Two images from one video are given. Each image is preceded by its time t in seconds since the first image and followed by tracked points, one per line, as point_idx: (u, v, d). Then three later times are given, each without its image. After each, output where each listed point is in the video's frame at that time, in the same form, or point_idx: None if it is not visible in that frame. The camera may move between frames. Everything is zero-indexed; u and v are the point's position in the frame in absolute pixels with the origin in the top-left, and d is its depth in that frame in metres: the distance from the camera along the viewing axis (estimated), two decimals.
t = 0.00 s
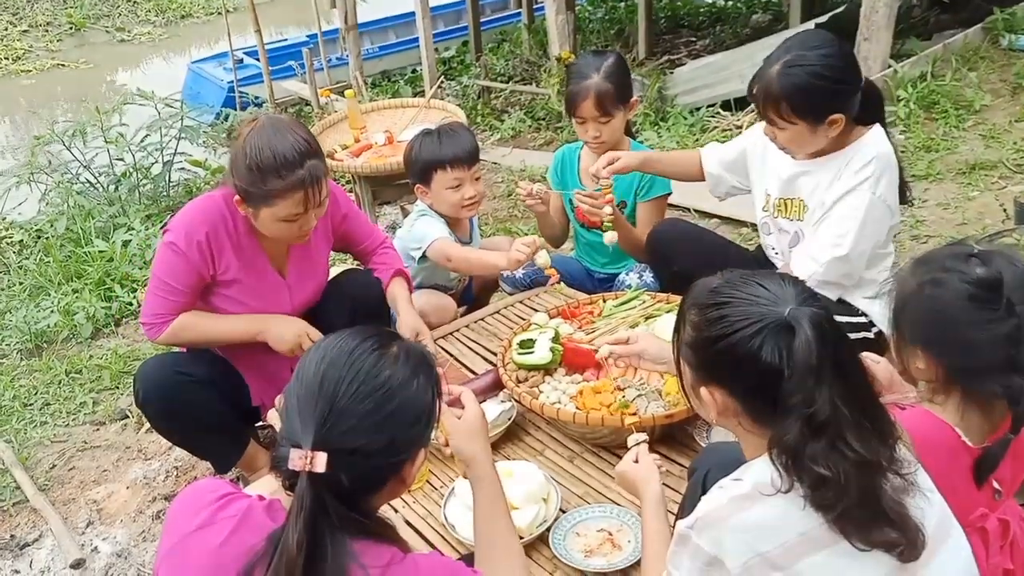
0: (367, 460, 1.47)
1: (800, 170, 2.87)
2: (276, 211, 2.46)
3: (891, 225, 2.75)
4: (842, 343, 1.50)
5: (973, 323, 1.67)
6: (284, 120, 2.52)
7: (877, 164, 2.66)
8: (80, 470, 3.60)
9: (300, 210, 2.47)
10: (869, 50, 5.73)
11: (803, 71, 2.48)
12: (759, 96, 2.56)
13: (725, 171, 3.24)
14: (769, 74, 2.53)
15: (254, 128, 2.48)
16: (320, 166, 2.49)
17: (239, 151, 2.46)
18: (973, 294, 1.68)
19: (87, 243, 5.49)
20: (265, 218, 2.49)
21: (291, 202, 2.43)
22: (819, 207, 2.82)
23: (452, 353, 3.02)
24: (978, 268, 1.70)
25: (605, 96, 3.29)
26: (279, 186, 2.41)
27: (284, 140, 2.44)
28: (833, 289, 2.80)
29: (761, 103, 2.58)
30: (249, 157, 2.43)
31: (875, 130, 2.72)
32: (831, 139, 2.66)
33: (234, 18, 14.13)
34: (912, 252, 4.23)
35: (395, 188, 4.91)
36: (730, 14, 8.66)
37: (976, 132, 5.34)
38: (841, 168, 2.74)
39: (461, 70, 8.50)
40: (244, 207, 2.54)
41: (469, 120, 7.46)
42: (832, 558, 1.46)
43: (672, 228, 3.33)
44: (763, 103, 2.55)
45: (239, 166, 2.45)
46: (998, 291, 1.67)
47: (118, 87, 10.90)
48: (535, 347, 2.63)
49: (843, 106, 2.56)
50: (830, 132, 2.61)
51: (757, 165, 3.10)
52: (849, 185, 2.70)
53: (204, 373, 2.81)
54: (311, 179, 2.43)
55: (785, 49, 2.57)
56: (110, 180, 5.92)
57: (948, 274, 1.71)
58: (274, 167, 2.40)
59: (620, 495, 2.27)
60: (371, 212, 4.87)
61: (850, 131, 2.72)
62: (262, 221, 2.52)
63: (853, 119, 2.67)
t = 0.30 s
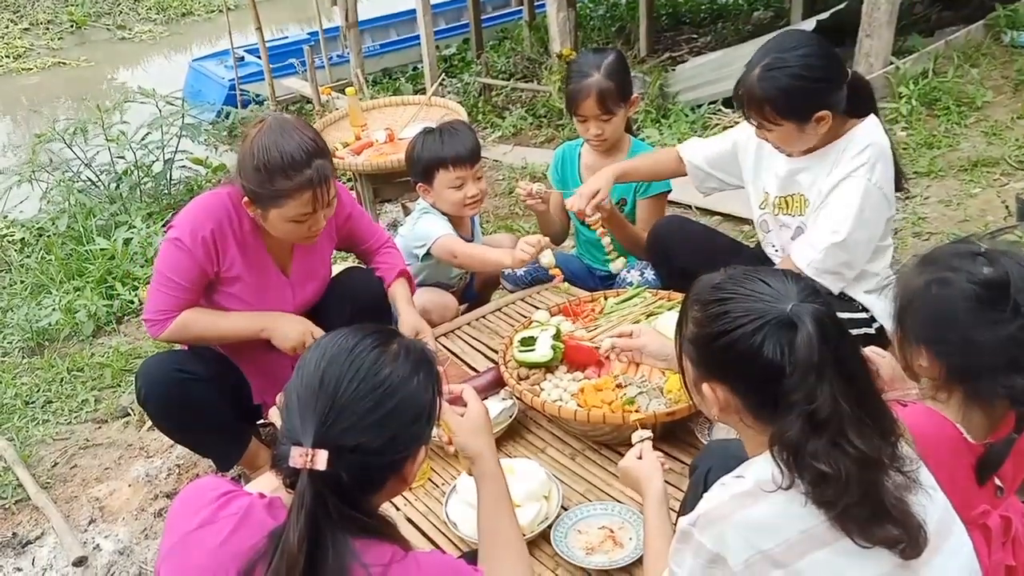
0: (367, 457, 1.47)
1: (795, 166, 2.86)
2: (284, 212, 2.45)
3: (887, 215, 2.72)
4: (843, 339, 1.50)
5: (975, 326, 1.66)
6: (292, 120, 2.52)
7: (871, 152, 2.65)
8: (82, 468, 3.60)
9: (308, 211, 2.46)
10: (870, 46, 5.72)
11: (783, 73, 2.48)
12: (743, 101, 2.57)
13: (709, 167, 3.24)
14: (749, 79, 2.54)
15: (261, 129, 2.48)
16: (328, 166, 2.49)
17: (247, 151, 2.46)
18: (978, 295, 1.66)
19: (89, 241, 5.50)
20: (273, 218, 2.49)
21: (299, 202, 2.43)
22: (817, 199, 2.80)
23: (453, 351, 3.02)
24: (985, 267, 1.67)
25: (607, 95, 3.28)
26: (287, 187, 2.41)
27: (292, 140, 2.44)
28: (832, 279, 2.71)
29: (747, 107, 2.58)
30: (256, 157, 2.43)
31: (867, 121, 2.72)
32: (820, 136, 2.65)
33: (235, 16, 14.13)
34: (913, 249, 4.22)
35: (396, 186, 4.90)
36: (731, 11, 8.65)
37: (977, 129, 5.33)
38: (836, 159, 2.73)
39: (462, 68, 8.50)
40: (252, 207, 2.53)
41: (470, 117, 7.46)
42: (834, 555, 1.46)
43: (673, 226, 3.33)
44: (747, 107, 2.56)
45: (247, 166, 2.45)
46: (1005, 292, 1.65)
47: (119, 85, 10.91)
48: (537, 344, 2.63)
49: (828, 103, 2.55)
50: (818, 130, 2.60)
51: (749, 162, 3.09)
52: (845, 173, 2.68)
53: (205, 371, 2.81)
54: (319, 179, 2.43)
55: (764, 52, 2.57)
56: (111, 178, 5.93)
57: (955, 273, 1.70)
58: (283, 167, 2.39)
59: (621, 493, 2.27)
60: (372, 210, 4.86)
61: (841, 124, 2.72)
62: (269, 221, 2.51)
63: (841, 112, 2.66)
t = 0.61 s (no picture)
0: (366, 455, 1.47)
1: (791, 166, 2.86)
2: (293, 213, 2.46)
3: (886, 209, 2.72)
4: (844, 338, 1.50)
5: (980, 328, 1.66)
6: (300, 121, 2.52)
7: (867, 146, 2.66)
8: (82, 467, 3.60)
9: (316, 213, 2.47)
10: (871, 45, 5.73)
11: (769, 69, 2.50)
12: (731, 99, 2.58)
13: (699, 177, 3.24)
14: (738, 76, 2.55)
15: (269, 130, 2.48)
16: (336, 166, 2.48)
17: (255, 154, 2.46)
18: (983, 298, 1.66)
19: (89, 240, 5.49)
20: (280, 220, 2.50)
21: (308, 203, 2.43)
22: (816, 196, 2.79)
23: (454, 350, 3.02)
24: (991, 269, 1.67)
25: (610, 97, 3.28)
26: (297, 189, 2.41)
27: (300, 142, 2.43)
28: (841, 277, 2.71)
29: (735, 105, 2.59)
30: (265, 159, 2.43)
31: (857, 116, 2.74)
32: (813, 131, 2.65)
33: (234, 15, 14.12)
34: (914, 248, 4.22)
35: (397, 185, 4.88)
36: (731, 10, 8.64)
37: (978, 128, 5.33)
38: (831, 155, 2.74)
39: (463, 67, 8.50)
40: (258, 208, 2.54)
41: (470, 116, 7.46)
42: (835, 555, 1.46)
43: (674, 225, 3.33)
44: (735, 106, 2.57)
45: (255, 167, 2.45)
46: (1010, 295, 1.65)
47: (118, 84, 10.90)
48: (538, 344, 2.63)
49: (818, 96, 2.55)
50: (808, 124, 2.60)
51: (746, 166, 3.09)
52: (842, 168, 2.68)
53: (207, 371, 2.81)
54: (327, 181, 2.43)
55: (751, 50, 2.59)
56: (111, 177, 5.93)
57: (960, 275, 1.69)
58: (291, 169, 2.39)
59: (622, 492, 2.28)
60: (372, 209, 4.86)
61: (833, 120, 2.72)
62: (278, 223, 2.52)
63: (833, 107, 2.67)
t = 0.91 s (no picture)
0: (364, 455, 1.46)
1: (784, 171, 2.85)
2: (291, 211, 2.45)
3: (881, 206, 2.73)
4: (845, 338, 1.50)
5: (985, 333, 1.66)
6: (298, 120, 2.52)
7: (858, 145, 2.67)
8: (81, 467, 3.60)
9: (315, 211, 2.46)
10: (870, 45, 5.73)
11: (755, 68, 2.53)
12: (720, 100, 2.61)
13: (689, 191, 3.23)
14: (725, 76, 2.59)
15: (268, 129, 2.47)
16: (335, 165, 2.48)
17: (254, 152, 2.45)
18: (986, 302, 1.67)
19: (87, 240, 5.49)
20: (280, 219, 2.49)
21: (306, 202, 2.43)
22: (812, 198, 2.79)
23: (454, 350, 3.01)
24: (995, 273, 1.67)
25: (608, 99, 3.27)
26: (296, 187, 2.40)
27: (299, 140, 2.43)
28: (845, 277, 2.69)
29: (723, 105, 2.62)
30: (264, 157, 2.42)
31: (843, 115, 2.75)
32: (801, 129, 2.67)
33: (233, 14, 14.10)
34: (913, 248, 4.22)
35: (396, 185, 4.89)
36: (730, 10, 8.65)
37: (977, 128, 5.34)
38: (823, 156, 2.73)
39: (461, 66, 8.50)
40: (257, 207, 2.53)
41: (469, 116, 7.46)
42: (836, 556, 1.46)
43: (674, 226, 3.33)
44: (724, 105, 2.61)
45: (254, 165, 2.44)
46: (1014, 299, 1.65)
47: (117, 84, 10.89)
48: (537, 344, 2.63)
49: (804, 93, 2.57)
50: (795, 122, 2.62)
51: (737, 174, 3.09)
52: (838, 168, 2.68)
53: (206, 369, 2.81)
54: (326, 179, 2.43)
55: (737, 50, 2.63)
56: (110, 176, 5.92)
57: (965, 279, 1.70)
58: (291, 167, 2.39)
59: (621, 492, 2.28)
60: (371, 209, 4.86)
61: (820, 121, 2.73)
62: (276, 221, 2.51)
63: (820, 107, 2.69)
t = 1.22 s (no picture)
0: (357, 459, 1.46)
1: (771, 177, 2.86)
2: (290, 214, 2.45)
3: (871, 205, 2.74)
4: (844, 340, 1.50)
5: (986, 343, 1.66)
6: (297, 121, 2.51)
7: (845, 146, 2.68)
8: (77, 469, 3.58)
9: (314, 212, 2.46)
10: (867, 47, 5.74)
11: (742, 64, 2.55)
12: (704, 98, 2.64)
13: (675, 205, 3.25)
14: (710, 75, 2.61)
15: (267, 130, 2.47)
16: (334, 168, 2.48)
17: (254, 154, 2.44)
18: (988, 312, 1.66)
19: (84, 241, 5.47)
20: (278, 220, 2.49)
21: (305, 204, 2.43)
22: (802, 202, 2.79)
23: (451, 352, 3.01)
24: (997, 283, 1.67)
25: (605, 101, 3.27)
26: (295, 189, 2.40)
27: (299, 142, 2.43)
28: (847, 278, 2.69)
29: (708, 104, 2.64)
30: (263, 158, 2.42)
31: (825, 117, 2.76)
32: (784, 131, 2.67)
33: (230, 14, 14.08)
34: (910, 250, 4.23)
35: (394, 187, 4.89)
36: (727, 11, 8.66)
37: (974, 130, 5.35)
38: (811, 160, 2.74)
39: (459, 67, 8.50)
40: (255, 208, 2.52)
41: (466, 117, 7.46)
42: (836, 559, 1.46)
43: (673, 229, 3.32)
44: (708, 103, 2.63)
45: (253, 167, 2.44)
46: (1015, 311, 1.65)
47: (113, 84, 10.87)
48: (536, 346, 2.62)
49: (787, 93, 2.57)
50: (777, 122, 2.62)
51: (723, 184, 3.10)
52: (829, 172, 2.68)
53: (203, 371, 2.80)
54: (325, 182, 2.43)
55: (724, 50, 2.64)
56: (106, 177, 5.91)
57: (965, 290, 1.70)
58: (290, 170, 2.39)
59: (620, 495, 2.27)
60: (368, 210, 4.85)
61: (805, 125, 2.74)
62: (274, 223, 2.51)
63: (804, 112, 2.70)
